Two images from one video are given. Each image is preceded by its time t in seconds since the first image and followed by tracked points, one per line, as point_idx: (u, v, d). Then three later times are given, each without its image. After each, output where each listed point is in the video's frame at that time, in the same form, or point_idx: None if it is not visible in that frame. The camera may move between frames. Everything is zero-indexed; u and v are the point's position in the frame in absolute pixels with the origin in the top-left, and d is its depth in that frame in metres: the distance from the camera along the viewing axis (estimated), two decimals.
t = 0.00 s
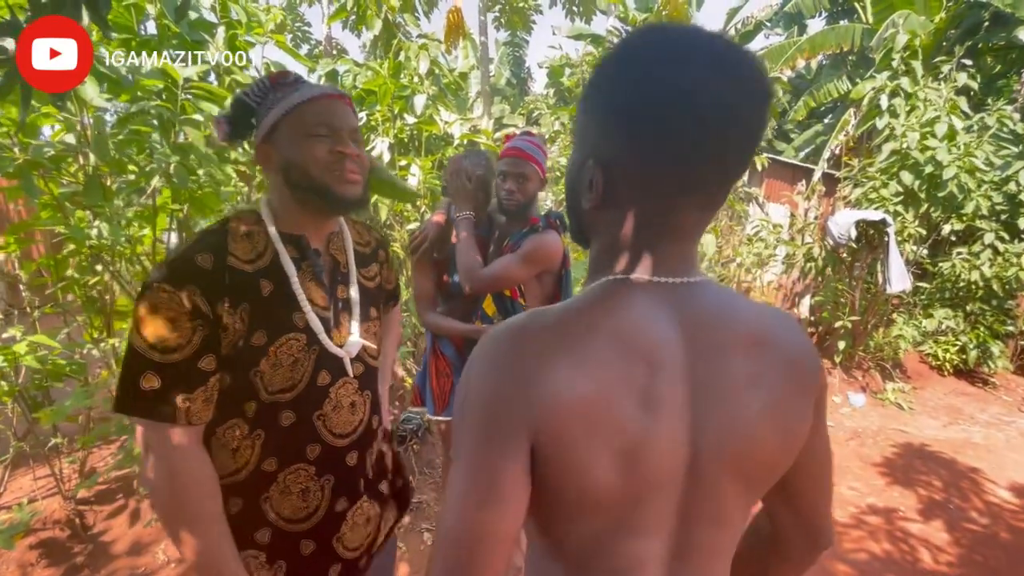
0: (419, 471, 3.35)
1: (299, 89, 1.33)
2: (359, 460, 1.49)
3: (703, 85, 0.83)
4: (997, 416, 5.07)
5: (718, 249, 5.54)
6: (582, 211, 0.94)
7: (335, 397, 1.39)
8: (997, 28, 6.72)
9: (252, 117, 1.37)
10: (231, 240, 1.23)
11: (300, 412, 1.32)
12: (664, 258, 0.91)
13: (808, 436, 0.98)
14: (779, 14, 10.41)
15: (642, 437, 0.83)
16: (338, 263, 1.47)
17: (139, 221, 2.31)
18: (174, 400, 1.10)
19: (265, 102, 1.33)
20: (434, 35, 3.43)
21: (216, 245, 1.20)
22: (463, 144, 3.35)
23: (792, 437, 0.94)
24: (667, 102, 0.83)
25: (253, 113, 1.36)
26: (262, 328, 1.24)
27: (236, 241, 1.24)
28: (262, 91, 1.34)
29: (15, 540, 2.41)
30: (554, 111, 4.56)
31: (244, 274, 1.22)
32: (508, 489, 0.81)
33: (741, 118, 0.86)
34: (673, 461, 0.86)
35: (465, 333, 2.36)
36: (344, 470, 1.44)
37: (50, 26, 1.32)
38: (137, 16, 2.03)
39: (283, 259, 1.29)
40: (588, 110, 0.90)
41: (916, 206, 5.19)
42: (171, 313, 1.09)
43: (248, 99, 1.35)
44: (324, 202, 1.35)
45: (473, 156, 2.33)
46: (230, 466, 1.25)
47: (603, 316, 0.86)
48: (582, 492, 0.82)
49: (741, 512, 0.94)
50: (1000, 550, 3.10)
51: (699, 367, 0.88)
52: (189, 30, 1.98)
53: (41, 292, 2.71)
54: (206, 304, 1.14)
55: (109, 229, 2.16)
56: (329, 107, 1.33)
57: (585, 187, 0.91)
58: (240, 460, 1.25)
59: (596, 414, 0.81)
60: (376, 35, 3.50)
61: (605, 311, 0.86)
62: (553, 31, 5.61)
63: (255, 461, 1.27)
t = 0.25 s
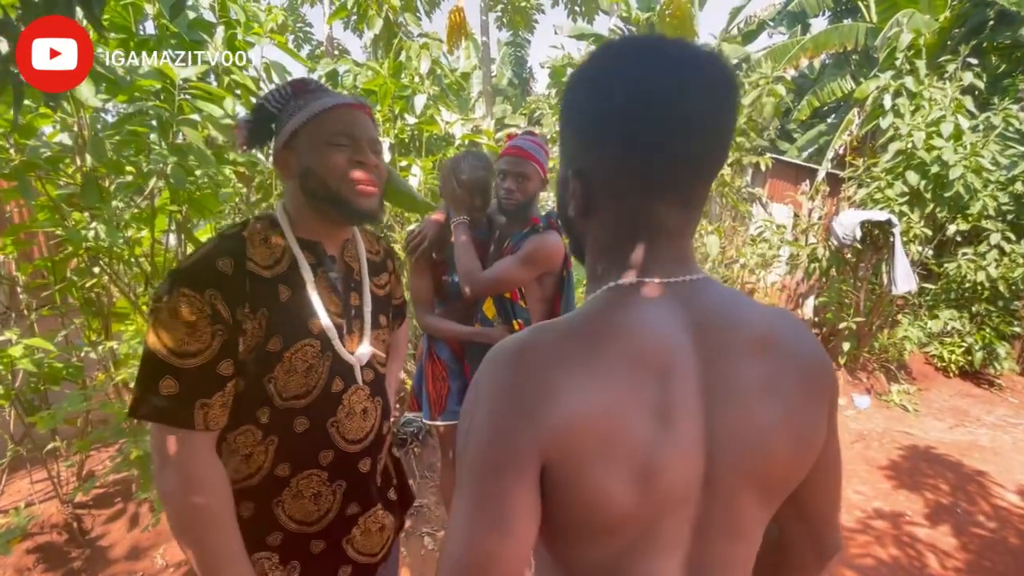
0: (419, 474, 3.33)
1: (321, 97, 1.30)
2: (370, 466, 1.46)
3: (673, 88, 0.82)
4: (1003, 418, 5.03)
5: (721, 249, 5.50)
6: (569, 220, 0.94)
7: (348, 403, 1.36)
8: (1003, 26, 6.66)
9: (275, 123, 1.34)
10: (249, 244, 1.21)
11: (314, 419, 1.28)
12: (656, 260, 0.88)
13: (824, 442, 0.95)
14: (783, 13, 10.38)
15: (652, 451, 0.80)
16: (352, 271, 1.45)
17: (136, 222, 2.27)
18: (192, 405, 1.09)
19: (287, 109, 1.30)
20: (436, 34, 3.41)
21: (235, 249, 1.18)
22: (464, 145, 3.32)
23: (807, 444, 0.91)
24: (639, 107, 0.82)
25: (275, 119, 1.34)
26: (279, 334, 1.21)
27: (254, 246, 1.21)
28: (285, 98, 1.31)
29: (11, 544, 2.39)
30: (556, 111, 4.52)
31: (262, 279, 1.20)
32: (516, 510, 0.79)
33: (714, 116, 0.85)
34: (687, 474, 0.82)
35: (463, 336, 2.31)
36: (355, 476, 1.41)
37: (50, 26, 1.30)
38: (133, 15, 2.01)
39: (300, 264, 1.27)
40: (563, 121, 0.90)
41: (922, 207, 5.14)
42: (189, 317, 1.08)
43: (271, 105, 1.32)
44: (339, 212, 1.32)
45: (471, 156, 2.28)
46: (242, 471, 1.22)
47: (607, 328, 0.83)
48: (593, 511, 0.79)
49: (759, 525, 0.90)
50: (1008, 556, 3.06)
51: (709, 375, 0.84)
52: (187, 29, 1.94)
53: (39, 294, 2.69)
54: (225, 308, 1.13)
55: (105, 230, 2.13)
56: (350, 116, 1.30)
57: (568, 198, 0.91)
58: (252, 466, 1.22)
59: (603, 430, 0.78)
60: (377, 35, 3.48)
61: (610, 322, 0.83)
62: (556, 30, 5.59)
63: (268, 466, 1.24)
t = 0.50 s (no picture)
0: (419, 475, 3.32)
1: (324, 97, 1.30)
2: (372, 468, 1.44)
3: (687, 83, 0.80)
4: (1005, 418, 5.00)
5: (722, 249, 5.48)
6: (576, 216, 0.92)
7: (350, 405, 1.34)
8: (1005, 24, 6.63)
9: (275, 123, 1.32)
10: (250, 243, 1.19)
11: (317, 420, 1.27)
12: (661, 259, 0.86)
13: (827, 437, 0.93)
14: (784, 12, 10.34)
15: (656, 448, 0.78)
16: (353, 269, 1.45)
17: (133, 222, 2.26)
18: (197, 408, 1.06)
19: (290, 109, 1.29)
20: (436, 33, 3.40)
21: (236, 248, 1.16)
22: (464, 144, 3.31)
23: (811, 437, 0.89)
24: (651, 102, 0.80)
25: (275, 119, 1.32)
26: (281, 333, 1.19)
27: (255, 245, 1.20)
28: (287, 98, 1.30)
29: (8, 546, 2.38)
30: (557, 110, 4.51)
31: (265, 278, 1.19)
32: (518, 511, 0.77)
33: (729, 112, 0.82)
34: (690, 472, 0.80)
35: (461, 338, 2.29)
36: (356, 478, 1.39)
37: (52, 26, 1.28)
38: (131, 13, 1.99)
39: (303, 262, 1.27)
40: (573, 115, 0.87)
41: (924, 206, 5.12)
42: (192, 318, 1.06)
43: (272, 105, 1.30)
44: (340, 211, 1.30)
45: (472, 156, 2.26)
46: (244, 474, 1.21)
47: (606, 325, 0.81)
48: (596, 511, 0.77)
49: (763, 522, 0.88)
50: (1012, 557, 3.04)
51: (711, 371, 0.83)
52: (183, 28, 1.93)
53: (37, 294, 2.68)
54: (227, 308, 1.11)
55: (101, 231, 2.12)
56: (353, 116, 1.30)
57: (576, 194, 0.89)
58: (253, 469, 1.21)
59: (602, 427, 0.76)
60: (377, 34, 3.47)
61: (610, 319, 0.82)
62: (556, 29, 5.57)
63: (269, 469, 1.23)
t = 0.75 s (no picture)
0: (419, 474, 3.33)
1: (300, 89, 1.31)
2: (367, 471, 1.46)
3: (705, 80, 0.79)
4: (1006, 417, 4.99)
5: (723, 247, 5.48)
6: (587, 212, 0.91)
7: (344, 407, 1.35)
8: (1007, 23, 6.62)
9: (256, 121, 1.34)
10: (237, 243, 1.19)
11: (309, 421, 1.28)
12: (670, 257, 0.87)
13: (827, 433, 0.95)
14: (785, 10, 10.32)
15: (664, 445, 0.78)
16: (343, 267, 1.45)
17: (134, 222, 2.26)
18: (185, 413, 1.05)
19: (268, 104, 1.30)
20: (436, 33, 3.39)
21: (223, 248, 1.16)
22: (464, 143, 3.31)
23: (813, 433, 0.90)
24: (672, 99, 0.79)
25: (255, 118, 1.34)
26: (270, 333, 1.20)
27: (242, 245, 1.20)
28: (264, 95, 1.32)
29: (11, 545, 2.39)
30: (557, 110, 4.51)
31: (252, 277, 1.19)
32: (527, 508, 0.77)
33: (745, 112, 0.82)
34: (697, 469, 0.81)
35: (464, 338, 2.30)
36: (351, 481, 1.41)
37: (51, 25, 1.29)
38: (130, 14, 1.98)
39: (291, 260, 1.27)
40: (588, 109, 0.86)
41: (925, 205, 5.11)
42: (178, 320, 1.05)
43: (251, 103, 1.32)
44: (327, 199, 1.30)
45: (477, 154, 2.30)
46: (236, 478, 1.21)
47: (615, 322, 0.81)
48: (605, 508, 0.77)
49: (765, 517, 0.90)
50: (1012, 555, 3.04)
51: (717, 368, 0.83)
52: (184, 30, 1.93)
53: (39, 294, 2.70)
54: (214, 309, 1.11)
55: (103, 231, 2.13)
56: (331, 104, 1.31)
57: (590, 190, 0.88)
58: (245, 473, 1.21)
59: (612, 424, 0.76)
60: (377, 33, 3.48)
61: (618, 316, 0.82)
62: (557, 28, 5.57)
63: (261, 473, 1.23)
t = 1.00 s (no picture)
0: (421, 471, 3.35)
1: (287, 86, 1.32)
2: (366, 469, 1.49)
3: (707, 81, 0.81)
4: (1007, 415, 5.00)
5: (723, 246, 5.49)
6: (592, 212, 0.92)
7: (342, 406, 1.38)
8: (1008, 20, 6.60)
9: (242, 114, 1.34)
10: (223, 244, 1.19)
11: (306, 421, 1.30)
12: (672, 253, 0.88)
13: (821, 426, 0.97)
14: (786, 8, 10.31)
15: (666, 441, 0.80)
16: (332, 266, 1.48)
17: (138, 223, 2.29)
18: (170, 417, 1.07)
19: (255, 99, 1.31)
20: (437, 33, 3.41)
21: (209, 249, 1.16)
22: (464, 143, 3.33)
23: (809, 426, 0.92)
24: (679, 100, 0.81)
25: (241, 111, 1.34)
26: (261, 333, 1.20)
27: (229, 245, 1.20)
28: (251, 90, 1.32)
29: (18, 540, 2.42)
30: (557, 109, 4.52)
31: (241, 278, 1.19)
32: (534, 504, 0.79)
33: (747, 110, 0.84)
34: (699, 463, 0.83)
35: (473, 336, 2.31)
36: (351, 480, 1.43)
37: (52, 26, 1.29)
38: (136, 16, 1.99)
39: (279, 260, 1.27)
40: (593, 110, 0.87)
41: (925, 203, 5.10)
42: (162, 324, 1.06)
43: (237, 97, 1.32)
44: (313, 202, 1.33)
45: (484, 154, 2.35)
46: (233, 483, 1.22)
47: (619, 321, 0.83)
48: (609, 502, 0.79)
49: (763, 508, 0.92)
50: (1011, 553, 3.05)
51: (717, 365, 0.85)
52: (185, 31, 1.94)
53: (44, 293, 2.73)
54: (201, 311, 1.11)
55: (108, 231, 2.16)
56: (320, 104, 1.32)
57: (596, 190, 0.89)
58: (242, 477, 1.23)
59: (616, 420, 0.78)
60: (378, 33, 3.50)
61: (619, 316, 0.84)
62: (557, 27, 5.58)
63: (260, 476, 1.25)
